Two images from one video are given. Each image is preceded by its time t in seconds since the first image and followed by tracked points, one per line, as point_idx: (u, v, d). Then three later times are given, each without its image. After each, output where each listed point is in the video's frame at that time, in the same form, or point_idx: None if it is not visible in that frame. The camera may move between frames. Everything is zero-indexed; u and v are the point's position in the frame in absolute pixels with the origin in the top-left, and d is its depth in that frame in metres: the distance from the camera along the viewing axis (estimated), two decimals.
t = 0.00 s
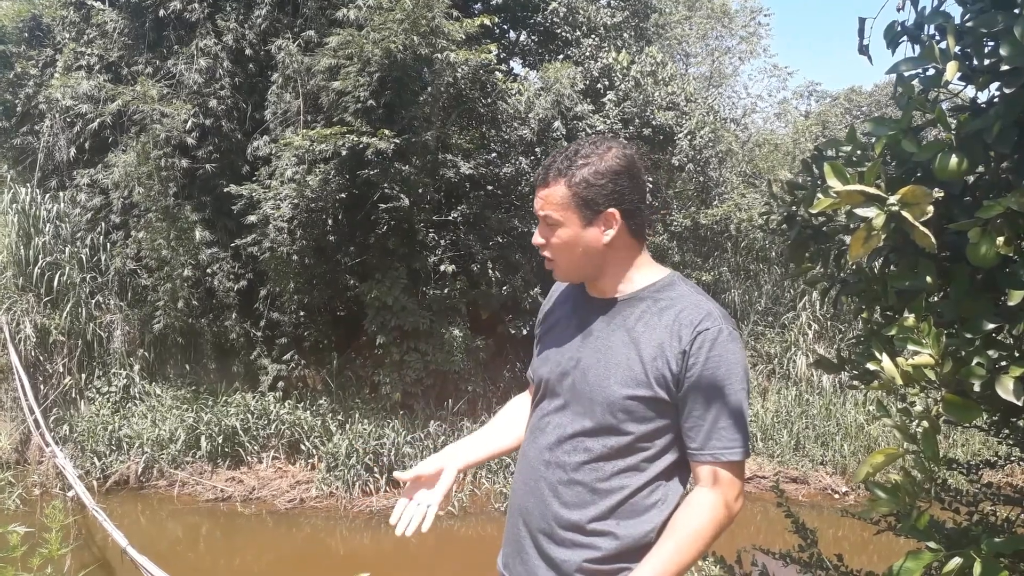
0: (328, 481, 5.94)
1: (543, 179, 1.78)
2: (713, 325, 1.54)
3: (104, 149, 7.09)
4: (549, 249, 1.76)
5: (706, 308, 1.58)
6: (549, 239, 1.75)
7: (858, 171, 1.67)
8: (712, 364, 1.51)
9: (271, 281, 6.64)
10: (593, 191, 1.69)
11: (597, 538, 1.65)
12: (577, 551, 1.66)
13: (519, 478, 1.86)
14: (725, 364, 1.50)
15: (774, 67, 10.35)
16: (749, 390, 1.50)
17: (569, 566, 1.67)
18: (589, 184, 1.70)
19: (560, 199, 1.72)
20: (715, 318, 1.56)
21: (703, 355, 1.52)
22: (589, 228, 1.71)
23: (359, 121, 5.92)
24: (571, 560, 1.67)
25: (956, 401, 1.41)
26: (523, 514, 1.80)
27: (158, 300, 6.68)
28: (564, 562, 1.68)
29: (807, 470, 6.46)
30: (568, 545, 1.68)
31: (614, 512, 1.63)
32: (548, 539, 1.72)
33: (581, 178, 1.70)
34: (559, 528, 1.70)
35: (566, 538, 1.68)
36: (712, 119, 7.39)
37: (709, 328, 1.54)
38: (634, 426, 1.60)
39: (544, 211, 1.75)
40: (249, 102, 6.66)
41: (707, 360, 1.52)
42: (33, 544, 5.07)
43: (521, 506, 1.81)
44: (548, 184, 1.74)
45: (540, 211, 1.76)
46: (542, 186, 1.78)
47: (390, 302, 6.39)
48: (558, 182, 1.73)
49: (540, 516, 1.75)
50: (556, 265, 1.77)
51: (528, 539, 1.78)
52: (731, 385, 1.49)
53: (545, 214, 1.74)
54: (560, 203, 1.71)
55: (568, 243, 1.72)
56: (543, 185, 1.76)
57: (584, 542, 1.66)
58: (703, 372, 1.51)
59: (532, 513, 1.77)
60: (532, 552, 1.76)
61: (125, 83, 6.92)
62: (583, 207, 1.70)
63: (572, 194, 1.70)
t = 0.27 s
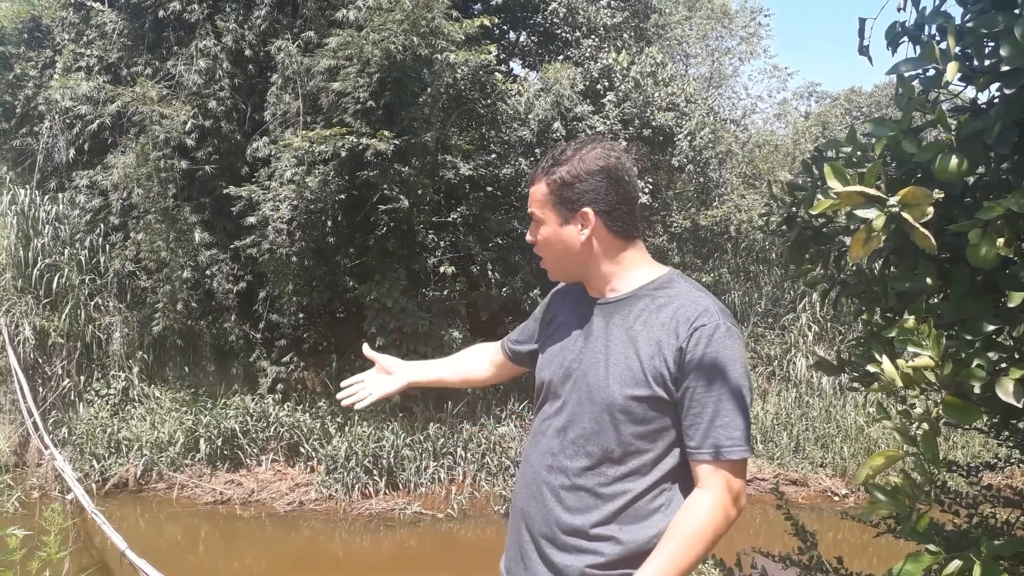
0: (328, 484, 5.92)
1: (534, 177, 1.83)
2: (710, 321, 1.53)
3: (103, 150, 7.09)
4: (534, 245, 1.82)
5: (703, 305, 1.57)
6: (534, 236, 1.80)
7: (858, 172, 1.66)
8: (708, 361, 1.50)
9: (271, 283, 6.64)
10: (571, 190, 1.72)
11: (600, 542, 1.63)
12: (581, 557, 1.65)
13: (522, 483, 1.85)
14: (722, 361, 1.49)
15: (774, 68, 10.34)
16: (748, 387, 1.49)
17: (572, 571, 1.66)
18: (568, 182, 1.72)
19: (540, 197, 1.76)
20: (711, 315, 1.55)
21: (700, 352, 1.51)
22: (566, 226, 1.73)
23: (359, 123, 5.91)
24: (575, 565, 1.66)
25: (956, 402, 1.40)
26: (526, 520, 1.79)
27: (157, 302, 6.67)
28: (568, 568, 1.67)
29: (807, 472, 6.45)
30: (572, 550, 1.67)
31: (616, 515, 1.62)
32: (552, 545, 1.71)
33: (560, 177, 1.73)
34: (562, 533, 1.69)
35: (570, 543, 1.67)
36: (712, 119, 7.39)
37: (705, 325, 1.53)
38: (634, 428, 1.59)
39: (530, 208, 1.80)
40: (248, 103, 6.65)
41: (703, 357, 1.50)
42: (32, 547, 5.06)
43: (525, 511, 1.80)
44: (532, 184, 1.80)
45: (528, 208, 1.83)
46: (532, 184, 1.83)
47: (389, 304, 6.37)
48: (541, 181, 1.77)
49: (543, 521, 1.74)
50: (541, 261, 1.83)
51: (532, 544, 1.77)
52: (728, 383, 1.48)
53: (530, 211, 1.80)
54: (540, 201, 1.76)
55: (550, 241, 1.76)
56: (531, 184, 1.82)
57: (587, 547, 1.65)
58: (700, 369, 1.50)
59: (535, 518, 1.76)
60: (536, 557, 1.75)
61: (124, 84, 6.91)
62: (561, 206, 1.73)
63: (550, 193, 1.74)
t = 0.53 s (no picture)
0: (328, 487, 5.92)
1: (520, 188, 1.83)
2: (702, 326, 1.53)
3: (102, 154, 7.10)
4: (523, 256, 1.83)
5: (695, 309, 1.58)
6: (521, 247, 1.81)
7: (857, 175, 1.67)
8: (702, 366, 1.50)
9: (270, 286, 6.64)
10: (554, 203, 1.71)
11: (603, 550, 1.63)
12: (585, 565, 1.65)
13: (524, 491, 1.85)
14: (714, 365, 1.49)
15: (772, 71, 10.37)
16: (743, 391, 1.49)
17: None
18: (551, 195, 1.72)
19: (525, 209, 1.76)
20: (704, 319, 1.55)
21: (693, 357, 1.51)
22: (551, 238, 1.73)
23: (358, 126, 5.91)
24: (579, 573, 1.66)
25: (955, 406, 1.41)
26: (529, 529, 1.79)
27: (156, 306, 6.67)
28: None
29: (807, 474, 6.45)
30: (575, 559, 1.67)
31: (618, 523, 1.62)
32: (554, 553, 1.71)
33: (544, 191, 1.73)
34: (564, 542, 1.69)
35: (573, 551, 1.67)
36: (710, 122, 7.40)
37: (698, 329, 1.53)
38: (632, 434, 1.60)
39: (518, 220, 1.81)
40: (248, 107, 6.66)
41: (697, 362, 1.50)
42: (32, 551, 5.05)
43: (526, 520, 1.80)
44: (518, 196, 1.80)
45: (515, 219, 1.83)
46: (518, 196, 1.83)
47: (389, 307, 6.37)
48: (526, 193, 1.77)
49: (545, 530, 1.74)
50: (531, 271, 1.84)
51: (534, 554, 1.77)
52: (723, 387, 1.48)
53: (517, 223, 1.80)
54: (525, 214, 1.76)
55: (537, 254, 1.77)
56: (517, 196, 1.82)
57: (590, 555, 1.65)
58: (694, 375, 1.50)
59: (537, 527, 1.76)
60: (539, 567, 1.75)
61: (124, 88, 6.92)
62: (546, 219, 1.73)
63: (535, 205, 1.74)
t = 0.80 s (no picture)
0: (330, 488, 5.92)
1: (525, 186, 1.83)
2: (694, 327, 1.53)
3: (105, 156, 7.12)
4: (531, 253, 1.81)
5: (688, 310, 1.57)
6: (531, 243, 1.79)
7: (858, 175, 1.67)
8: (692, 366, 1.50)
9: (272, 287, 6.65)
10: (565, 193, 1.71)
11: (597, 550, 1.64)
12: (579, 564, 1.66)
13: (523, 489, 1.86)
14: (704, 366, 1.49)
15: (773, 71, 10.37)
16: (733, 393, 1.48)
17: None
18: (561, 186, 1.72)
19: (534, 202, 1.76)
20: (696, 320, 1.55)
21: (683, 358, 1.51)
22: (562, 229, 1.73)
23: (360, 127, 5.91)
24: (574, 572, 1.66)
25: (957, 405, 1.41)
26: (526, 527, 1.80)
27: (159, 307, 6.68)
28: None
29: (809, 474, 6.45)
30: (569, 558, 1.68)
31: (611, 523, 1.63)
32: (550, 552, 1.72)
33: (553, 182, 1.73)
34: (559, 541, 1.70)
35: (567, 550, 1.68)
36: (712, 122, 7.40)
37: (688, 330, 1.53)
38: (624, 434, 1.60)
39: (525, 216, 1.80)
40: (249, 108, 6.67)
41: (687, 363, 1.50)
42: (36, 551, 5.06)
43: (524, 518, 1.81)
44: (525, 191, 1.79)
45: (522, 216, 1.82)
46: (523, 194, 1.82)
47: (391, 308, 6.38)
48: (534, 187, 1.77)
49: (541, 528, 1.75)
50: (539, 269, 1.82)
51: (531, 551, 1.78)
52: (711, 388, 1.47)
53: (525, 219, 1.79)
54: (534, 207, 1.76)
55: (547, 247, 1.76)
56: (523, 193, 1.81)
57: (584, 554, 1.65)
58: (684, 376, 1.50)
59: (533, 525, 1.77)
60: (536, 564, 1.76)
61: (126, 90, 6.93)
62: (557, 209, 1.73)
63: (545, 197, 1.74)
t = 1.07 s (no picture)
0: (328, 485, 5.92)
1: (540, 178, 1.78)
2: (705, 328, 1.53)
3: (102, 152, 7.10)
4: (551, 247, 1.74)
5: (698, 311, 1.58)
6: (553, 236, 1.73)
7: (857, 174, 1.67)
8: (702, 367, 1.50)
9: (270, 284, 6.64)
10: (593, 182, 1.69)
11: (593, 547, 1.64)
12: (574, 559, 1.66)
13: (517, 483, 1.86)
14: (714, 367, 1.49)
15: (772, 69, 10.38)
16: (741, 394, 1.49)
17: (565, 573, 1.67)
18: (588, 176, 1.70)
19: (559, 192, 1.71)
20: (707, 321, 1.55)
21: (693, 358, 1.51)
22: (590, 219, 1.70)
23: (358, 124, 5.90)
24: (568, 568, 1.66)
25: (955, 404, 1.41)
26: (520, 521, 1.79)
27: (156, 304, 6.67)
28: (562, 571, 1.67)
29: (807, 473, 6.46)
30: (565, 553, 1.68)
31: (610, 520, 1.63)
32: (545, 547, 1.72)
33: (579, 172, 1.70)
34: (555, 536, 1.69)
35: (562, 545, 1.68)
36: (711, 121, 7.40)
37: (699, 331, 1.54)
38: (627, 432, 1.60)
39: (544, 208, 1.74)
40: (247, 104, 6.66)
41: (697, 364, 1.51)
42: (33, 549, 5.06)
43: (518, 512, 1.80)
44: (546, 182, 1.74)
45: (540, 209, 1.76)
46: (539, 186, 1.77)
47: (389, 305, 6.37)
48: (556, 178, 1.73)
49: (537, 523, 1.74)
50: (559, 263, 1.75)
51: (525, 546, 1.77)
52: (720, 390, 1.48)
53: (548, 211, 1.73)
54: (560, 196, 1.71)
55: (573, 239, 1.71)
56: (541, 185, 1.76)
57: (580, 550, 1.66)
58: (693, 376, 1.51)
59: (529, 520, 1.76)
60: (529, 559, 1.76)
61: (124, 86, 6.91)
62: (584, 200, 1.69)
63: (571, 187, 1.70)
